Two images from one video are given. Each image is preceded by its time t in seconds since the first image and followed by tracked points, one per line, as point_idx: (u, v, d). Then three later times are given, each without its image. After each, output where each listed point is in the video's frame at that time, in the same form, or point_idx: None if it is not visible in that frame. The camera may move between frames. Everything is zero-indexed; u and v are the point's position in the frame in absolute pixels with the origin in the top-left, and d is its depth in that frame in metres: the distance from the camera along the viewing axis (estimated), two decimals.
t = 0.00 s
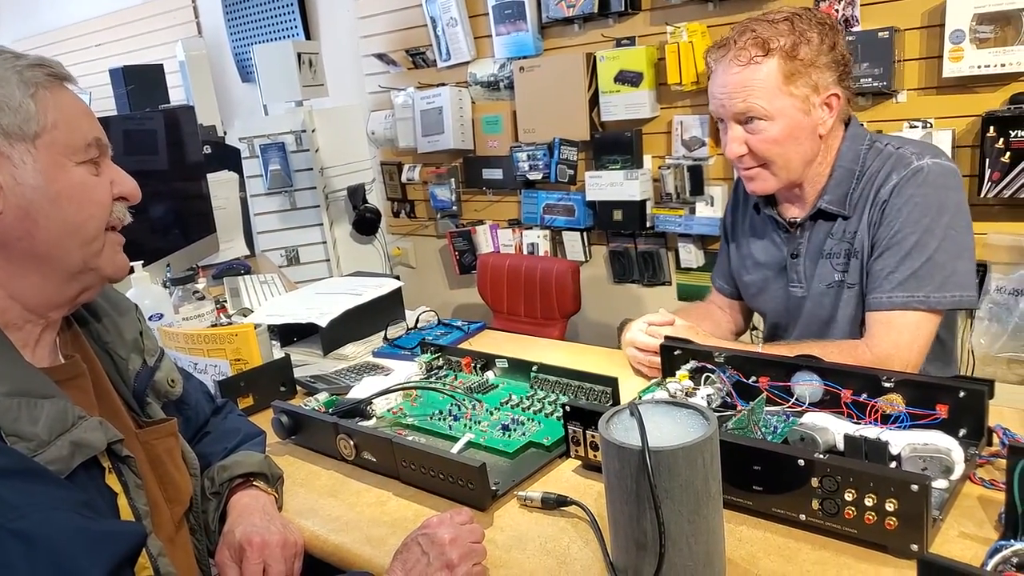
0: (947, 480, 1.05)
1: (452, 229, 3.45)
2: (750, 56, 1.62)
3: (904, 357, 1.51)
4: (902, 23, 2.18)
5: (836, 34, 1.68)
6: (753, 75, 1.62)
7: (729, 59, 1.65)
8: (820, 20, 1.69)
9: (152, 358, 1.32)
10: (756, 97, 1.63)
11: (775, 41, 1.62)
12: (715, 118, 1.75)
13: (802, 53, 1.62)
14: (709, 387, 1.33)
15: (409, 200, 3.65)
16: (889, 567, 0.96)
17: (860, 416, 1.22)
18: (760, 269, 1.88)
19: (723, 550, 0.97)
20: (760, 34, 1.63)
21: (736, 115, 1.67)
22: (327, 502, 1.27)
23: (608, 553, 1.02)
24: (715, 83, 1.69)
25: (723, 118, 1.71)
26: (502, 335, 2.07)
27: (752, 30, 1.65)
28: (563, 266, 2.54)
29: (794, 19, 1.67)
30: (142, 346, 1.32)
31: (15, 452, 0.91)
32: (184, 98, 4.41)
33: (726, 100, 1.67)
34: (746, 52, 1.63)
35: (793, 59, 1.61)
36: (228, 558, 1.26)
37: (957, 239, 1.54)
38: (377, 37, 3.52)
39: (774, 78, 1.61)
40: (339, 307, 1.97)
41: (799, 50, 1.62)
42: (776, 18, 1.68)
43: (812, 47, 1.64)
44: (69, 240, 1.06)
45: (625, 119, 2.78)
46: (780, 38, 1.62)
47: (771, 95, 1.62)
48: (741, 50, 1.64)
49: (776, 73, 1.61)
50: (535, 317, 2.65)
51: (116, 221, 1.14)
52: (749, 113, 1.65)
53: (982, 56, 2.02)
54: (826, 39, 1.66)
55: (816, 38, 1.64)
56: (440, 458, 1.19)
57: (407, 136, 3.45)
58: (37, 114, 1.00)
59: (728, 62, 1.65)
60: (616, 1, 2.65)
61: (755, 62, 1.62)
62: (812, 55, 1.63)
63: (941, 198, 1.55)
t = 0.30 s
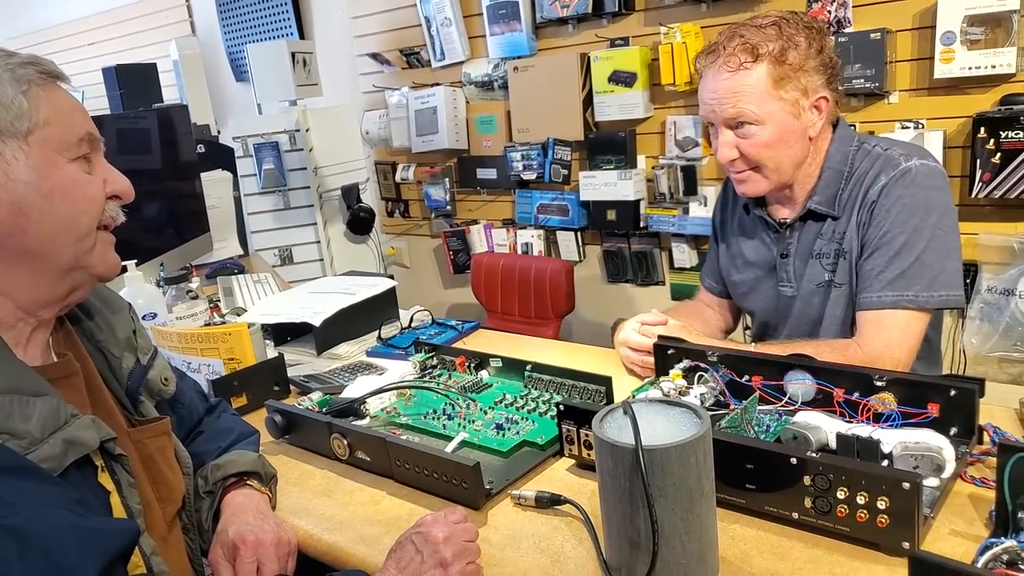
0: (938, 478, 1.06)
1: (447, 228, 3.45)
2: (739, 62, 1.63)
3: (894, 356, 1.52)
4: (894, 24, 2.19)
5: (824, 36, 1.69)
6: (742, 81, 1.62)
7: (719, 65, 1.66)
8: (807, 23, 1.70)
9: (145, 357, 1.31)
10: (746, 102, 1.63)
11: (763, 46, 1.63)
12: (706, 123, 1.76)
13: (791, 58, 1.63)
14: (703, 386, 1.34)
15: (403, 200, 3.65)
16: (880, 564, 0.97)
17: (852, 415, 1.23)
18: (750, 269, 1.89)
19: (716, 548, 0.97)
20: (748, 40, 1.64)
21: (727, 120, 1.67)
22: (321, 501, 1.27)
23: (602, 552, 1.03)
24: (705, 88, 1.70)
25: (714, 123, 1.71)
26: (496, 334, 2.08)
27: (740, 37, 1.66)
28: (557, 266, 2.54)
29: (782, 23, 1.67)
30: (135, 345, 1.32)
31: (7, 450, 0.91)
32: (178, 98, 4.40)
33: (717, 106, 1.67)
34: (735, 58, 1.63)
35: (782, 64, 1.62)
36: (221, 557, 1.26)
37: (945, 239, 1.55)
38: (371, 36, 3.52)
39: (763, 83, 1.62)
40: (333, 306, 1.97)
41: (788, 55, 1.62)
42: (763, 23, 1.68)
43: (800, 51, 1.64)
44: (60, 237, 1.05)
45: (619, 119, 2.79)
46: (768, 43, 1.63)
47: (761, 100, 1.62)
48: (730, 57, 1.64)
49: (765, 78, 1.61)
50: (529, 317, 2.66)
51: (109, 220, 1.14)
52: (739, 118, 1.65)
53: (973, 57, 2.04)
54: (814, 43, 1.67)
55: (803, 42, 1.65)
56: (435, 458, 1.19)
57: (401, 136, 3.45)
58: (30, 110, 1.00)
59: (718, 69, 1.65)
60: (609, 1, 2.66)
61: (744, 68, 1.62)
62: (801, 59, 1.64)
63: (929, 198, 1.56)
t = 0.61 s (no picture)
0: (936, 477, 1.06)
1: (444, 227, 3.45)
2: (736, 68, 1.63)
3: (892, 355, 1.52)
4: (892, 25, 2.20)
5: (818, 40, 1.70)
6: (738, 87, 1.62)
7: (715, 71, 1.66)
8: (801, 27, 1.70)
9: (147, 355, 1.31)
10: (743, 108, 1.63)
11: (759, 52, 1.63)
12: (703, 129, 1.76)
13: (787, 62, 1.63)
14: (701, 385, 1.34)
15: (401, 199, 3.65)
16: (879, 563, 0.97)
17: (851, 414, 1.23)
18: (748, 270, 1.90)
19: (715, 546, 0.97)
20: (744, 46, 1.64)
21: (724, 126, 1.67)
22: (321, 499, 1.27)
23: (601, 549, 1.03)
24: (702, 93, 1.70)
25: (711, 129, 1.72)
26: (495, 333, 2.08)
27: (735, 42, 1.66)
28: (557, 265, 2.54)
29: (777, 28, 1.67)
30: (137, 343, 1.32)
31: (10, 448, 0.91)
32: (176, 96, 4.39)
33: (714, 112, 1.67)
34: (732, 64, 1.63)
35: (778, 69, 1.62)
36: (221, 555, 1.26)
37: (942, 239, 1.56)
38: (369, 36, 3.52)
39: (759, 89, 1.62)
40: (331, 305, 1.97)
41: (784, 60, 1.63)
42: (759, 27, 1.68)
43: (796, 56, 1.64)
44: (63, 237, 1.05)
45: (617, 120, 2.79)
46: (764, 48, 1.63)
47: (758, 106, 1.63)
48: (727, 62, 1.64)
49: (762, 85, 1.62)
50: (528, 315, 2.65)
51: (113, 220, 1.14)
52: (737, 124, 1.65)
53: (970, 58, 2.05)
54: (809, 47, 1.67)
55: (799, 47, 1.65)
56: (435, 456, 1.19)
57: (399, 135, 3.45)
58: (36, 110, 1.00)
59: (715, 75, 1.65)
60: (608, 1, 2.67)
61: (741, 75, 1.62)
62: (797, 64, 1.64)
63: (926, 199, 1.57)
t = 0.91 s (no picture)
0: (932, 475, 1.07)
1: (441, 227, 3.45)
2: (744, 73, 1.61)
3: (888, 355, 1.52)
4: (888, 27, 2.21)
5: (817, 38, 1.71)
6: (748, 93, 1.61)
7: (722, 79, 1.64)
8: (801, 27, 1.71)
9: (146, 353, 1.32)
10: (754, 112, 1.62)
11: (765, 55, 1.62)
12: (709, 137, 1.74)
13: (793, 65, 1.63)
14: (699, 384, 1.35)
15: (397, 198, 3.65)
16: (875, 560, 0.98)
17: (847, 413, 1.24)
18: (746, 270, 1.90)
19: (713, 545, 0.98)
20: (749, 51, 1.63)
21: (735, 132, 1.66)
22: (319, 497, 1.28)
23: (600, 547, 1.03)
24: (707, 102, 1.68)
25: (720, 136, 1.70)
26: (492, 332, 2.08)
27: (739, 46, 1.65)
28: (555, 264, 2.54)
29: (778, 31, 1.67)
30: (136, 340, 1.32)
31: (10, 445, 0.91)
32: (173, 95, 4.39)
33: (723, 119, 1.65)
34: (740, 70, 1.62)
35: (786, 71, 1.62)
36: (220, 553, 1.26)
37: (938, 240, 1.57)
38: (367, 35, 3.52)
39: (769, 92, 1.61)
40: (329, 304, 1.98)
41: (790, 62, 1.63)
42: (760, 31, 1.68)
43: (801, 58, 1.65)
44: (60, 234, 1.05)
45: (614, 120, 2.80)
46: (770, 51, 1.62)
47: (768, 109, 1.62)
48: (734, 68, 1.63)
49: (771, 87, 1.61)
50: (524, 314, 2.65)
51: (112, 218, 1.14)
52: (748, 129, 1.64)
53: (965, 60, 2.06)
54: (812, 48, 1.68)
55: (803, 49, 1.66)
56: (433, 454, 1.19)
57: (396, 134, 3.45)
58: (34, 106, 1.00)
59: (722, 81, 1.63)
60: (605, 2, 2.67)
61: (749, 79, 1.61)
62: (802, 66, 1.65)
63: (922, 200, 1.58)
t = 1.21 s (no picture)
0: (925, 473, 1.08)
1: (436, 226, 3.45)
2: (742, 73, 1.62)
3: (882, 354, 1.53)
4: (881, 27, 2.22)
5: (817, 39, 1.71)
6: (744, 92, 1.62)
7: (719, 77, 1.65)
8: (801, 28, 1.71)
9: (142, 352, 1.32)
10: (751, 112, 1.63)
11: (764, 55, 1.63)
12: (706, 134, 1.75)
13: (792, 65, 1.64)
14: (694, 383, 1.36)
15: (392, 198, 3.65)
16: (869, 557, 0.99)
17: (841, 411, 1.25)
18: (742, 269, 1.91)
19: (709, 542, 0.98)
20: (748, 50, 1.63)
21: (730, 131, 1.67)
22: (315, 496, 1.28)
23: (596, 545, 1.04)
24: (704, 99, 1.69)
25: (716, 134, 1.71)
26: (488, 331, 2.09)
27: (739, 44, 1.65)
28: (549, 264, 2.55)
29: (778, 31, 1.67)
30: (132, 340, 1.32)
31: (6, 444, 0.91)
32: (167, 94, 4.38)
33: (719, 117, 1.66)
34: (738, 69, 1.63)
35: (784, 72, 1.63)
36: (217, 551, 1.26)
37: (933, 239, 1.58)
38: (361, 34, 3.52)
39: (766, 92, 1.62)
40: (325, 303, 1.98)
41: (789, 63, 1.64)
42: (761, 30, 1.68)
43: (800, 59, 1.65)
44: (53, 230, 1.05)
45: (609, 120, 2.80)
46: (769, 51, 1.63)
47: (764, 110, 1.63)
48: (732, 67, 1.64)
49: (769, 88, 1.62)
50: (519, 313, 2.66)
51: (106, 213, 1.13)
52: (743, 129, 1.65)
53: (958, 61, 2.07)
54: (811, 49, 1.68)
55: (802, 50, 1.66)
56: (429, 453, 1.20)
57: (390, 134, 3.45)
58: (24, 101, 1.00)
59: (719, 79, 1.65)
60: (600, 2, 2.68)
61: (747, 79, 1.62)
62: (801, 67, 1.65)
63: (918, 200, 1.59)
